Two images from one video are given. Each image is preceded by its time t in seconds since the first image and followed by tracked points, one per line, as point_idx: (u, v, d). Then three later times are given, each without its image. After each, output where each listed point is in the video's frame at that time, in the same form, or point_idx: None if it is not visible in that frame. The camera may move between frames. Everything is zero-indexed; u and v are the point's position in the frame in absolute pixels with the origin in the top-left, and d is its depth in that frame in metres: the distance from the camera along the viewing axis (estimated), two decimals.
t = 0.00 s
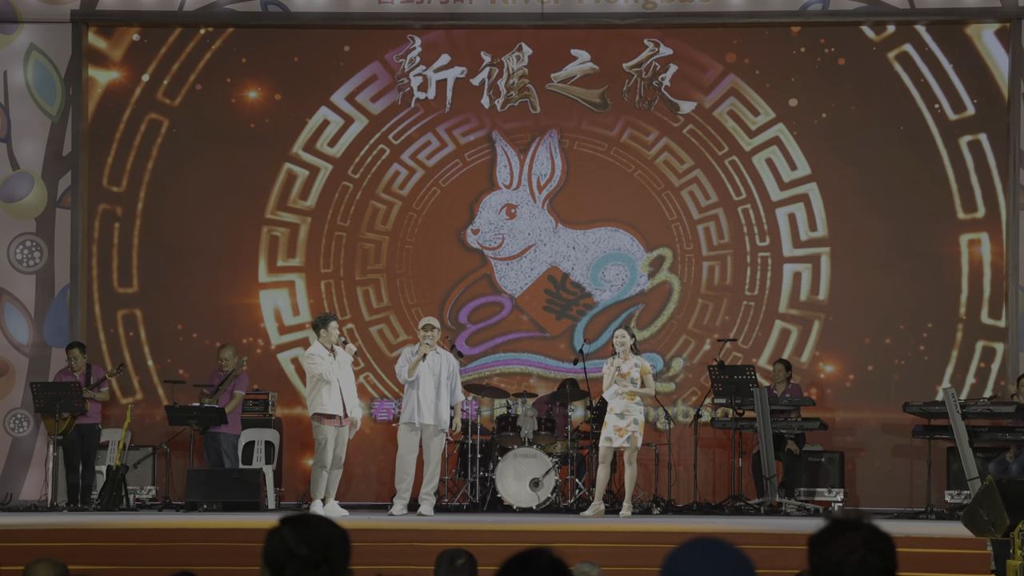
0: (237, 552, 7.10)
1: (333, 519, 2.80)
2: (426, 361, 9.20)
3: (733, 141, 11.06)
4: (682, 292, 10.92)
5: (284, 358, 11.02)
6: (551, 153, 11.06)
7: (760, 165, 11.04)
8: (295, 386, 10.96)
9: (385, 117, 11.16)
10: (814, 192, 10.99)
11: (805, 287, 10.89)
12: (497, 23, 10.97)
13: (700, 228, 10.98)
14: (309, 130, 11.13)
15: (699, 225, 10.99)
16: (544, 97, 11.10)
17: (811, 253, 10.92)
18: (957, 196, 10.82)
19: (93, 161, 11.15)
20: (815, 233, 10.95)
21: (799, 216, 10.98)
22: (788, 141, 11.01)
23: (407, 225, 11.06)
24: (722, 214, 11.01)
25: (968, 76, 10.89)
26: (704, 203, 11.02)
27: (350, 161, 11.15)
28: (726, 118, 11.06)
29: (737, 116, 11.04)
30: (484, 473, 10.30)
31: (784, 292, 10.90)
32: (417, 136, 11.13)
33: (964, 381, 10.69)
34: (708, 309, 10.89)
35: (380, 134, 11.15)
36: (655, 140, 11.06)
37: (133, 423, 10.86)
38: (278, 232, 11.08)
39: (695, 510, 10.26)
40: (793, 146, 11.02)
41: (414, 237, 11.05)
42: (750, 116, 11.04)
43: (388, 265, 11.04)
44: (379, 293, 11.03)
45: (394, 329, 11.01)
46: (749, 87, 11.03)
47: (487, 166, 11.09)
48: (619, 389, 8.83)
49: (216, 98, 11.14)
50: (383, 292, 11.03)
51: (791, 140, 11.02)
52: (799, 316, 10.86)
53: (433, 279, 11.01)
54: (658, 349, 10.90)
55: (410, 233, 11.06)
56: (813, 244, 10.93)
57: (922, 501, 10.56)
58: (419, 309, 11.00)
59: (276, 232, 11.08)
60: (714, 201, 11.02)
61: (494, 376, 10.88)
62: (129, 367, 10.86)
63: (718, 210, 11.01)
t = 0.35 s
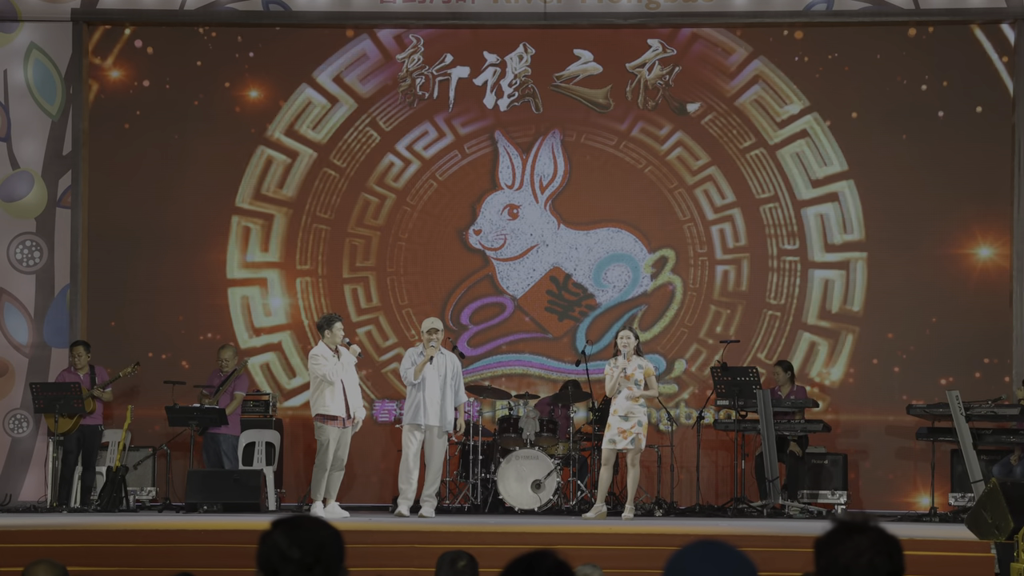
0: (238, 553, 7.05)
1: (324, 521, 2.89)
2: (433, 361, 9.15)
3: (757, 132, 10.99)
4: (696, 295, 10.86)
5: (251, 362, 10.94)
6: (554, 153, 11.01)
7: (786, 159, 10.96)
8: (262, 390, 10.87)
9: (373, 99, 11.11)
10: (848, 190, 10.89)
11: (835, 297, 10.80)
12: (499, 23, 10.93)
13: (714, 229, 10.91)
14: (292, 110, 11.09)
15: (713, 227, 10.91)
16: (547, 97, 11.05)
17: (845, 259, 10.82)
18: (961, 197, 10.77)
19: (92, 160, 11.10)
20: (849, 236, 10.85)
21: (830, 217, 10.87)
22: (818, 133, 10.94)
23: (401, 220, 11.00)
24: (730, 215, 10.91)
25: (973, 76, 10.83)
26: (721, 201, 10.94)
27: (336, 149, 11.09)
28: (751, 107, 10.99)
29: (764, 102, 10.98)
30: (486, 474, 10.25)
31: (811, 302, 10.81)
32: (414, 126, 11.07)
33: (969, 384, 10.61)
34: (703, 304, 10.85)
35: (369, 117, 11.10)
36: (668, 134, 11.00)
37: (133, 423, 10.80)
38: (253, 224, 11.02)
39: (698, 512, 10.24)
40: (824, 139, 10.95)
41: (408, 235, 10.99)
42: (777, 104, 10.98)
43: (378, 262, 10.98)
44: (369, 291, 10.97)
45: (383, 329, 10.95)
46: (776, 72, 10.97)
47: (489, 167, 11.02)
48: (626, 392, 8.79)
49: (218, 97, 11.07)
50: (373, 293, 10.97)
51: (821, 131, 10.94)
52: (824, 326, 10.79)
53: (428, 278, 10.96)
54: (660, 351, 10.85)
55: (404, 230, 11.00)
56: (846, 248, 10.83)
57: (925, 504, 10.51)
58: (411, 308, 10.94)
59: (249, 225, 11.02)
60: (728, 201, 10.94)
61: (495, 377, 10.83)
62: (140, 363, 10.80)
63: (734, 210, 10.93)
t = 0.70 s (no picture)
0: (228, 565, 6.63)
1: (316, 531, 2.72)
2: (429, 367, 8.71)
3: (800, 117, 10.52)
4: (719, 305, 10.39)
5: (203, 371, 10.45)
6: (557, 148, 10.57)
7: (832, 146, 10.52)
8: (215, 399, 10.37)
9: (349, 69, 10.69)
10: (899, 182, 10.43)
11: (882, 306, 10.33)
12: (500, 11, 10.54)
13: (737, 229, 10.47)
14: (259, 78, 10.69)
15: (736, 225, 10.47)
16: (549, 89, 10.61)
17: (896, 264, 10.35)
18: (982, 194, 10.30)
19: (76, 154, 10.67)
20: (900, 237, 10.38)
21: (879, 214, 10.42)
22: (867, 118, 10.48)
23: (387, 211, 10.56)
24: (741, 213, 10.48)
25: (993, 68, 10.38)
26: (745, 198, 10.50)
27: (306, 124, 10.66)
28: (791, 85, 10.53)
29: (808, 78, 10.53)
30: (486, 483, 9.81)
31: (856, 313, 10.35)
32: (405, 108, 10.64)
33: (991, 388, 10.11)
34: (711, 305, 10.39)
35: (346, 88, 10.68)
36: (688, 121, 10.55)
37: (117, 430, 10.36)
38: (209, 212, 10.60)
39: (707, 522, 9.80)
40: (874, 125, 10.49)
41: (394, 226, 10.54)
42: (822, 83, 10.52)
43: (362, 260, 10.53)
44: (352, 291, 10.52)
45: (365, 333, 10.49)
46: (820, 48, 10.53)
47: (491, 162, 10.58)
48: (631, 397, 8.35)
49: (209, 89, 10.65)
50: (355, 293, 10.51)
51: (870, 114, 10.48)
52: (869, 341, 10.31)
53: (417, 279, 10.51)
54: (668, 355, 10.38)
55: (393, 223, 10.55)
56: (897, 252, 10.36)
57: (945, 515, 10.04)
58: (396, 309, 10.49)
59: (205, 212, 10.60)
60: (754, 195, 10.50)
61: (495, 382, 10.39)
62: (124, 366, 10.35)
63: (761, 206, 10.50)
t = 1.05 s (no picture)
0: None
1: (310, 545, 2.59)
2: (421, 368, 8.09)
3: (857, 91, 9.90)
4: (748, 312, 9.77)
5: (147, 381, 9.82)
6: (563, 137, 9.95)
7: (892, 125, 9.88)
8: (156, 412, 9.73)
9: (320, 25, 10.10)
10: (972, 170, 9.78)
11: (950, 314, 9.67)
12: None
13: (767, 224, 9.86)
14: (220, 31, 10.08)
15: (767, 220, 9.85)
16: (555, 75, 9.99)
17: (969, 266, 9.68)
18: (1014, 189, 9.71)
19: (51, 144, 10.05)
20: (973, 236, 9.72)
21: (947, 208, 9.76)
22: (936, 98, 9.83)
23: (371, 197, 9.95)
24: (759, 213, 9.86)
25: None
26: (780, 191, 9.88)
27: (267, 90, 10.05)
28: (847, 52, 9.91)
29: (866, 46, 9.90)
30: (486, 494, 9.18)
31: (921, 321, 9.69)
32: (389, 87, 10.04)
33: None
34: (738, 313, 9.77)
35: (317, 48, 10.08)
36: (715, 102, 9.93)
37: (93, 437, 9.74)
38: (150, 191, 9.97)
39: (723, 536, 9.18)
40: (943, 104, 9.85)
41: (378, 214, 9.94)
42: (884, 53, 9.89)
43: (341, 253, 9.92)
44: (327, 291, 9.91)
45: (342, 338, 9.89)
46: (881, 16, 9.90)
47: (492, 152, 9.95)
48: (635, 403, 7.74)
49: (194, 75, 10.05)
50: (333, 291, 9.91)
51: (937, 89, 9.84)
52: (933, 360, 9.66)
53: (406, 274, 9.91)
54: (680, 358, 9.76)
55: (378, 211, 9.94)
56: (969, 252, 9.70)
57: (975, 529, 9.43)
58: (379, 309, 9.89)
59: (147, 192, 9.97)
60: (789, 186, 9.89)
61: (497, 386, 9.78)
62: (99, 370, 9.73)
63: (797, 198, 9.88)
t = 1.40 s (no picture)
0: None
1: (298, 543, 2.49)
2: (420, 360, 7.67)
3: (932, 51, 9.38)
4: (776, 310, 9.37)
5: (64, 383, 9.41)
6: (567, 119, 9.55)
7: (975, 88, 9.33)
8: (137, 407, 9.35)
9: None
10: None
11: None
12: None
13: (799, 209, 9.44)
14: None
15: (802, 206, 9.44)
16: (559, 54, 9.57)
17: None
18: None
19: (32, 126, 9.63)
20: None
21: None
22: None
23: (352, 168, 9.56)
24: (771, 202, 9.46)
25: None
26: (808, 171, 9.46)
27: (216, 33, 9.60)
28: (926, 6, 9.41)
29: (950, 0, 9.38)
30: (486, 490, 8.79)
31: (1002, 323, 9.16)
32: (370, 46, 9.60)
33: None
34: (767, 309, 9.38)
35: None
36: (744, 72, 9.48)
37: (77, 431, 9.36)
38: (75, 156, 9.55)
39: (733, 535, 8.81)
40: None
41: (361, 191, 9.55)
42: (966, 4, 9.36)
43: (316, 233, 9.52)
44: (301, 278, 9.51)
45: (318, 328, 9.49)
46: None
47: (493, 139, 9.56)
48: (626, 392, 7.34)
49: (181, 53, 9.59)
50: (304, 277, 9.50)
51: None
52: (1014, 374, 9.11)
53: (395, 260, 9.53)
54: (688, 349, 9.37)
55: (353, 187, 9.55)
56: None
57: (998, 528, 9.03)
58: (359, 300, 9.50)
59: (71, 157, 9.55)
60: (826, 167, 9.44)
61: (499, 378, 9.39)
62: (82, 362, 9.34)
63: (837, 180, 9.43)
